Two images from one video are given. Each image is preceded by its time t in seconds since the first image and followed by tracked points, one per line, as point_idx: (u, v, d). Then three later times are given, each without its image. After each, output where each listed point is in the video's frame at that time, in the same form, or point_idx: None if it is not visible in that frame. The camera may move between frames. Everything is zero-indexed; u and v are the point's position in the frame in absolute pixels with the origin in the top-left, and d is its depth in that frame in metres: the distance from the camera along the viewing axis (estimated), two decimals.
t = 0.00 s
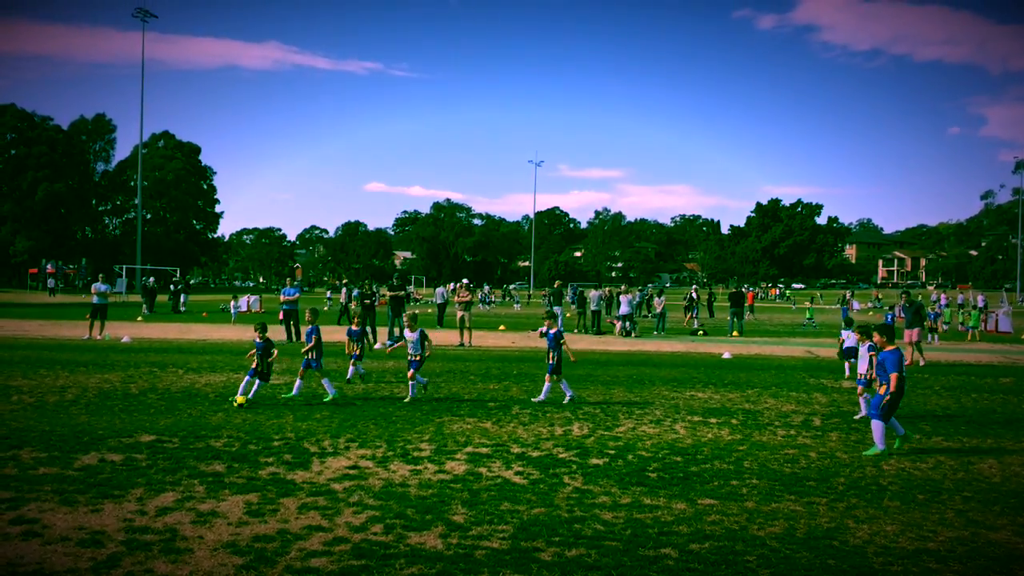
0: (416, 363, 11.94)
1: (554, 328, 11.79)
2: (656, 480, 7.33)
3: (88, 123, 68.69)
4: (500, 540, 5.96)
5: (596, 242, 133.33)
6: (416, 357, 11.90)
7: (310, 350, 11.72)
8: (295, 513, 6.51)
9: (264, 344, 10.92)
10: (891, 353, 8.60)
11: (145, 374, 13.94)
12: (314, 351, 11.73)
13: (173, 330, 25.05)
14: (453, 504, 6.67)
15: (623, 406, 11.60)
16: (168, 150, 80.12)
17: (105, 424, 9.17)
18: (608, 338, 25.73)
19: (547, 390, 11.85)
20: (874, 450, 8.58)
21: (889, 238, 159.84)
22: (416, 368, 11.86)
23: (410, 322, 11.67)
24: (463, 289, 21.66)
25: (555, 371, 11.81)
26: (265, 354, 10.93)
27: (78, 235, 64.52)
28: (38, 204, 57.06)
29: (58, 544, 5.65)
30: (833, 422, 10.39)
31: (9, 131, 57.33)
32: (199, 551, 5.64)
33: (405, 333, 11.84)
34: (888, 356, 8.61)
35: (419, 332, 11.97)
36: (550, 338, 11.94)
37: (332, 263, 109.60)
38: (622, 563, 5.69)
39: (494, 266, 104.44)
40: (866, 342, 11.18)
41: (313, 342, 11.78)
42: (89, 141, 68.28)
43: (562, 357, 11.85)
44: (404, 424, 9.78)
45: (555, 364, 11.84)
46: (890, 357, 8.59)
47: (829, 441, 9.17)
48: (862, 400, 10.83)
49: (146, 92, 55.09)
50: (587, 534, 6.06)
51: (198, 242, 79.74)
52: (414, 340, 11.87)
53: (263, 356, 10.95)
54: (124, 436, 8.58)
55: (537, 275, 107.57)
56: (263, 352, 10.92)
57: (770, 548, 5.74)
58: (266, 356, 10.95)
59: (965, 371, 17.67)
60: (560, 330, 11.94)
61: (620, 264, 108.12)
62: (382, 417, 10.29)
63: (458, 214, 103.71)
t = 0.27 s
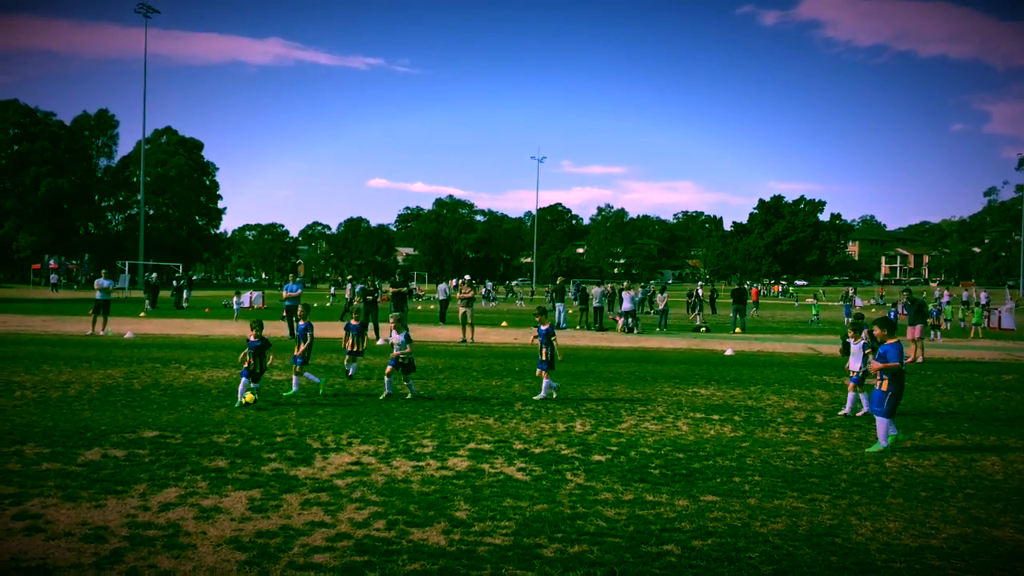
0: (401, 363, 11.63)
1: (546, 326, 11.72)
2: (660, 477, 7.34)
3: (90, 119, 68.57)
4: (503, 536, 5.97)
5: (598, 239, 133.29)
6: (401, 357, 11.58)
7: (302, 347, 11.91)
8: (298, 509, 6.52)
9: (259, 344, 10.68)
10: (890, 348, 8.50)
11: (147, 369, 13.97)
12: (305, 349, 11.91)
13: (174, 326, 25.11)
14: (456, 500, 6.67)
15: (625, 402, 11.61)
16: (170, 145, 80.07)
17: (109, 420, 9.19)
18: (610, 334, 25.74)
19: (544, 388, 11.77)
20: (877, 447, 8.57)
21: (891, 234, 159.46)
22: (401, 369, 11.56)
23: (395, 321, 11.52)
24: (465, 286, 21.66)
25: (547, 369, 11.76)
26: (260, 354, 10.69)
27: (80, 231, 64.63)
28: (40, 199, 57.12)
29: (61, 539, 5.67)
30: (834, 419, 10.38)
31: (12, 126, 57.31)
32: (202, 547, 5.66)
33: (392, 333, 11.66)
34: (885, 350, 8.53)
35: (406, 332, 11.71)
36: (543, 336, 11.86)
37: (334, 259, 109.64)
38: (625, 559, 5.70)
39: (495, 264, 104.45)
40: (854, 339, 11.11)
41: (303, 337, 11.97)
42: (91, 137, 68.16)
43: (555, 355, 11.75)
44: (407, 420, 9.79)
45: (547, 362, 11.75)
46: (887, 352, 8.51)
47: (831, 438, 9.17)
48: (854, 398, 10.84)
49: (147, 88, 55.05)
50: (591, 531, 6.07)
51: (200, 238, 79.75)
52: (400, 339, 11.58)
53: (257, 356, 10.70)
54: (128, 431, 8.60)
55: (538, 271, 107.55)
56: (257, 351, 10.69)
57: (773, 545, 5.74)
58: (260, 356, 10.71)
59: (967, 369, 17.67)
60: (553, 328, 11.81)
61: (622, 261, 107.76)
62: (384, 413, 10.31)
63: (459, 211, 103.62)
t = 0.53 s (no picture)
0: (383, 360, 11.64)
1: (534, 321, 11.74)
2: (660, 470, 7.35)
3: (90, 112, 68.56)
4: (503, 529, 5.98)
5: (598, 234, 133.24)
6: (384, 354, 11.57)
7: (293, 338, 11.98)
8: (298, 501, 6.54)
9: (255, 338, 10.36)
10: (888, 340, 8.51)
11: (147, 362, 13.99)
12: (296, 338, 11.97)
13: (174, 319, 25.13)
14: (456, 493, 6.68)
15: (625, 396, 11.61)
16: (169, 138, 80.04)
17: (109, 413, 9.20)
18: (610, 328, 25.71)
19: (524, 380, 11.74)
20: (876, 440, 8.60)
21: (892, 228, 159.22)
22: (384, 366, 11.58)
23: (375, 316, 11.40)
24: (465, 279, 21.65)
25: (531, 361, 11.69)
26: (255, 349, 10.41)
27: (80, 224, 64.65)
28: (40, 192, 57.09)
29: (62, 531, 5.68)
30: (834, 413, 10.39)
31: (12, 118, 57.27)
32: (202, 539, 5.67)
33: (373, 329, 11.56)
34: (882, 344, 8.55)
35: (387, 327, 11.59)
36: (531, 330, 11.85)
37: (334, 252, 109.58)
38: (624, 552, 5.72)
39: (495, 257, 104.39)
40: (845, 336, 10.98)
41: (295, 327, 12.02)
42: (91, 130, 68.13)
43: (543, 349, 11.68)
44: (406, 413, 9.80)
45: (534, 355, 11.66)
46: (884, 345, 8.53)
47: (830, 432, 9.18)
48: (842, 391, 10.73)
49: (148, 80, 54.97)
50: (591, 524, 6.08)
51: (200, 231, 79.70)
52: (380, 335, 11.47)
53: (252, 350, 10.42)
54: (128, 424, 8.62)
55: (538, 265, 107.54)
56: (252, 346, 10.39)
57: (773, 538, 5.76)
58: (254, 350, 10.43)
59: (967, 363, 17.70)
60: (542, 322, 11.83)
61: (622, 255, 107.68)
62: (384, 407, 10.32)
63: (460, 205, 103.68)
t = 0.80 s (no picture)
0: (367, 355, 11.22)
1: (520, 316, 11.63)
2: (658, 462, 7.36)
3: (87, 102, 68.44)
4: (500, 521, 6.00)
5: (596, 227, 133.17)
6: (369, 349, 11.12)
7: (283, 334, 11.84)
8: (295, 492, 6.56)
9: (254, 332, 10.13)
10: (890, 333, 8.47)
11: (145, 354, 13.98)
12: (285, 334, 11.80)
13: (171, 310, 25.13)
14: (453, 485, 6.70)
15: (623, 388, 11.62)
16: (166, 129, 79.99)
17: (106, 404, 9.20)
18: (608, 321, 25.69)
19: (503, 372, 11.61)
20: (872, 433, 8.63)
21: (891, 223, 159.23)
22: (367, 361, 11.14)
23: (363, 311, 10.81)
24: (462, 272, 21.64)
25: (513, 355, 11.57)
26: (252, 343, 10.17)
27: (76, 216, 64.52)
28: (37, 183, 56.93)
29: (60, 522, 5.69)
30: (831, 405, 10.40)
31: (9, 109, 57.00)
32: (200, 530, 5.69)
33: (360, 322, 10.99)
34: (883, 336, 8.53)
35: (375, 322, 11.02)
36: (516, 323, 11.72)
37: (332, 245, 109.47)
38: (621, 544, 5.75)
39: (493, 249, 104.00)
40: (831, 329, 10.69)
41: (283, 321, 11.78)
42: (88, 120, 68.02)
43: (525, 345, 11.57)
44: (404, 405, 9.80)
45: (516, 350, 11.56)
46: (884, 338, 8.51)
47: (828, 424, 9.21)
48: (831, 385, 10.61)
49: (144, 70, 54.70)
50: (588, 516, 6.09)
51: (198, 224, 79.56)
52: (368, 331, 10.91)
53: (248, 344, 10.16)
54: (126, 415, 8.61)
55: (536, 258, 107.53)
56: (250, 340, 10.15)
57: (770, 530, 5.77)
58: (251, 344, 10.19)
59: (964, 355, 17.76)
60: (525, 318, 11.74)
61: (620, 246, 106.88)
62: (381, 398, 10.32)
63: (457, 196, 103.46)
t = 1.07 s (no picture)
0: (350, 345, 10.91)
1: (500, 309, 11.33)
2: (653, 453, 7.37)
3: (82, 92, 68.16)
4: (495, 512, 6.01)
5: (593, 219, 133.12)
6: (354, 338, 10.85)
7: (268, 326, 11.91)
8: (290, 483, 6.57)
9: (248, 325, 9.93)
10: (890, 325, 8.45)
11: (140, 344, 13.97)
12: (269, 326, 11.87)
13: (166, 301, 25.10)
14: (449, 476, 6.71)
15: (617, 379, 11.63)
16: (161, 119, 79.73)
17: (101, 395, 9.19)
18: (604, 312, 25.68)
19: (490, 366, 11.53)
20: (867, 424, 8.64)
21: (887, 215, 159.15)
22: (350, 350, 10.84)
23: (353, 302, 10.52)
24: (458, 263, 21.62)
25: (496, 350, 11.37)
26: (247, 335, 9.97)
27: (71, 207, 64.36)
28: (31, 172, 56.73)
29: (54, 512, 5.69)
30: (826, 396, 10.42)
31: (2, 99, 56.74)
32: (196, 521, 5.70)
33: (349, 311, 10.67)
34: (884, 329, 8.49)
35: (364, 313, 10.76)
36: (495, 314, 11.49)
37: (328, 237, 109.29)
38: (615, 534, 5.77)
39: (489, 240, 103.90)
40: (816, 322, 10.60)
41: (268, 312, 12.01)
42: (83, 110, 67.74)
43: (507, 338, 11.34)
44: (399, 396, 9.80)
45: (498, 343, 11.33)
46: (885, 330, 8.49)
47: (822, 416, 9.23)
48: (813, 377, 10.57)
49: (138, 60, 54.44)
50: (583, 507, 6.11)
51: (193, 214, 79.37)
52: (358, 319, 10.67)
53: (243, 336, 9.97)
54: (120, 406, 8.61)
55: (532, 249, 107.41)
56: (246, 332, 9.95)
57: (763, 520, 5.79)
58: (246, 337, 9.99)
59: (958, 346, 17.81)
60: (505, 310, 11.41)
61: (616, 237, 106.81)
62: (376, 389, 10.32)
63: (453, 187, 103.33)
